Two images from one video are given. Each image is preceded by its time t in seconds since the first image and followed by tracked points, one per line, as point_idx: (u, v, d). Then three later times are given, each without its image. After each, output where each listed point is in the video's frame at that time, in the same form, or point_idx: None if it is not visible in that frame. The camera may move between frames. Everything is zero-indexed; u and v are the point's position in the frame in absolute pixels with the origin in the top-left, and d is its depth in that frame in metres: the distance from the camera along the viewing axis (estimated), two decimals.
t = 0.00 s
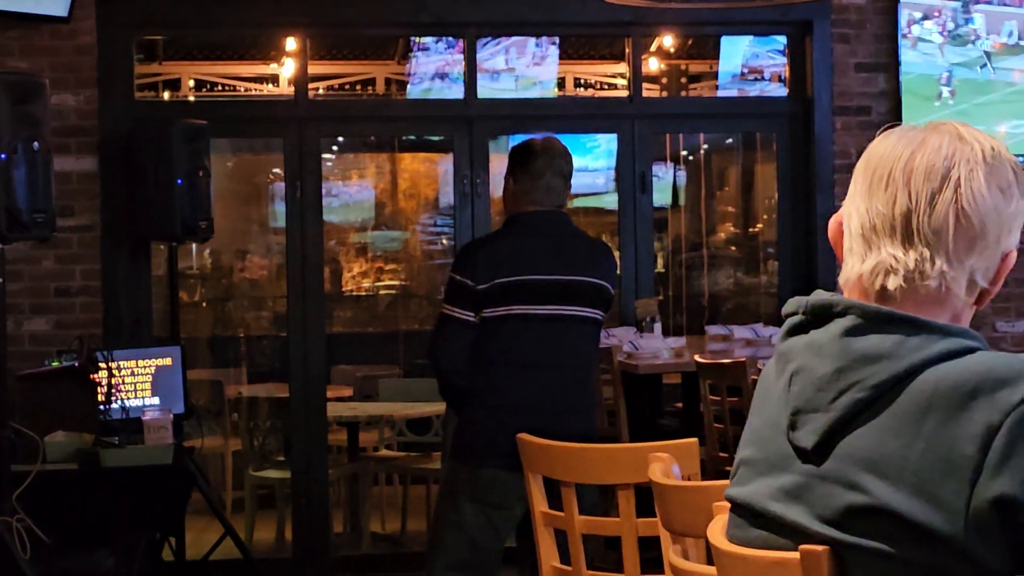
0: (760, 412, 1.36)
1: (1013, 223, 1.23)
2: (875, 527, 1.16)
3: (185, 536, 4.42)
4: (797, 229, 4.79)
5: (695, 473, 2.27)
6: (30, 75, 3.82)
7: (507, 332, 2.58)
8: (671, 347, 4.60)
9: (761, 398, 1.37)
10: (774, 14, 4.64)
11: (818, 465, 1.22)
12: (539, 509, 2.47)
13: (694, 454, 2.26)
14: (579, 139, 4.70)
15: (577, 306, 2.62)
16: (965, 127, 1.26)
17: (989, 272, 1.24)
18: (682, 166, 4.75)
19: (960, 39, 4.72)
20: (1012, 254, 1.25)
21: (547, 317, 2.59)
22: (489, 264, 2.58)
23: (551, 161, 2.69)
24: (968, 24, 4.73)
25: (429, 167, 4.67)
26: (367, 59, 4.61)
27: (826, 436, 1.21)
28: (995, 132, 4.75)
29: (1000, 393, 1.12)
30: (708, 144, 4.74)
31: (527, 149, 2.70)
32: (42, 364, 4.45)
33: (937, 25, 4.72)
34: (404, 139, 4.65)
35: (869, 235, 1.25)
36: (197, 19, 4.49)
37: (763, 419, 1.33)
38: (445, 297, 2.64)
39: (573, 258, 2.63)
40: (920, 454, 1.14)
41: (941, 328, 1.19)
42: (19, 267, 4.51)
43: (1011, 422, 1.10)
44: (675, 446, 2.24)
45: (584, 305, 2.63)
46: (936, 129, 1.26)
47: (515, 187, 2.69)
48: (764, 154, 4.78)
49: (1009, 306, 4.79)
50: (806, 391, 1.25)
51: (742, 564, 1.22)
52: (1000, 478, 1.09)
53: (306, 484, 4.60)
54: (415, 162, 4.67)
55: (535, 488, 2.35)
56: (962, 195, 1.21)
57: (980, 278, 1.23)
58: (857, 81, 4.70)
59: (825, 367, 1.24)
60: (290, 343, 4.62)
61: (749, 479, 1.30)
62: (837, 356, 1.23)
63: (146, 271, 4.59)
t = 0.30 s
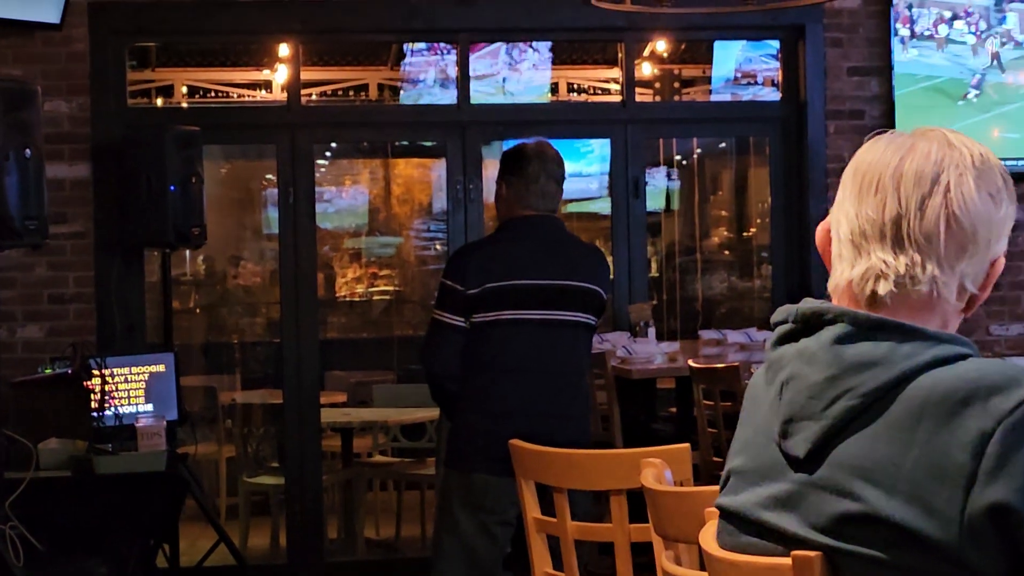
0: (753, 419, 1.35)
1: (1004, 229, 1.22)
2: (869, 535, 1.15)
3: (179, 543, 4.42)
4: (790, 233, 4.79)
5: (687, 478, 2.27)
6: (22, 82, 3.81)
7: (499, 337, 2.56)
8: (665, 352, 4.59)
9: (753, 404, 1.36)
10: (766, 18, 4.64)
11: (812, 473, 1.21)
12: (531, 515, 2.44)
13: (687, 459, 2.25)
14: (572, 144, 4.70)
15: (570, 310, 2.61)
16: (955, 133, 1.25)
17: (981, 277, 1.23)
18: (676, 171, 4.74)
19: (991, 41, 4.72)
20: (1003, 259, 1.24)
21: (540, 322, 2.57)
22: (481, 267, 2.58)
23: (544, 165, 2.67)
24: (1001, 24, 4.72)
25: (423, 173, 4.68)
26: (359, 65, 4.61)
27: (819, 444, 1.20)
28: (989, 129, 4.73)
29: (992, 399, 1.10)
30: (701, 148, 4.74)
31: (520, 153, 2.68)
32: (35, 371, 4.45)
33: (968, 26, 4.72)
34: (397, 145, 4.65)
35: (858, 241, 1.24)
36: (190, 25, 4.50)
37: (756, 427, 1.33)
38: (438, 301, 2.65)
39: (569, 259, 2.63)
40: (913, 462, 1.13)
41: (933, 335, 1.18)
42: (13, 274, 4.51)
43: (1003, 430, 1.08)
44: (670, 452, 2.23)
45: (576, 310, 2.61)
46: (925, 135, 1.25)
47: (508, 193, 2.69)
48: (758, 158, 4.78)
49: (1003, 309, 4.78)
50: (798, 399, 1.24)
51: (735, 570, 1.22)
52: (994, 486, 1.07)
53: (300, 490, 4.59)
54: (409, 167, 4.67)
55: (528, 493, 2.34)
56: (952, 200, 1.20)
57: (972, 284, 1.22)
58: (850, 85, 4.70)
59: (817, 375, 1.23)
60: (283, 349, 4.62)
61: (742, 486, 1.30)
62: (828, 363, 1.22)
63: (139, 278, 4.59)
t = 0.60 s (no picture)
0: (744, 422, 1.35)
1: (990, 226, 1.21)
2: (860, 536, 1.15)
3: (172, 551, 4.41)
4: (783, 238, 4.80)
5: (678, 482, 2.28)
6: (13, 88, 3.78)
7: (489, 342, 2.56)
8: (658, 357, 4.59)
9: (744, 408, 1.36)
10: (759, 23, 4.65)
11: (803, 475, 1.21)
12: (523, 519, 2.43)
13: (678, 464, 2.24)
14: (565, 150, 4.70)
15: (558, 314, 2.60)
16: (937, 133, 1.25)
17: (969, 276, 1.22)
18: (668, 176, 4.75)
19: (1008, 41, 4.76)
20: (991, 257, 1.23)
21: (528, 325, 2.57)
22: (467, 274, 2.56)
23: (530, 172, 2.64)
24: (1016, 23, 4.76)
25: (416, 179, 4.67)
26: (352, 71, 4.61)
27: (810, 445, 1.20)
28: (981, 133, 4.74)
29: (981, 400, 1.09)
30: (694, 154, 4.74)
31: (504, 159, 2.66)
32: (27, 379, 4.44)
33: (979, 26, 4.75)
34: (390, 151, 4.65)
35: (845, 244, 1.24)
36: (182, 32, 4.50)
37: (747, 430, 1.33)
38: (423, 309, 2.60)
39: (559, 262, 2.63)
40: (904, 463, 1.13)
41: (922, 336, 1.18)
42: (5, 282, 4.50)
43: (994, 430, 1.07)
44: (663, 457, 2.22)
45: (565, 313, 2.61)
46: (907, 136, 1.24)
47: (491, 198, 2.66)
48: (750, 163, 4.79)
49: (996, 314, 4.78)
50: (788, 401, 1.24)
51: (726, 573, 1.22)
52: (984, 487, 1.06)
53: (294, 497, 4.59)
54: (402, 173, 4.66)
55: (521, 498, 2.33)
56: (933, 199, 1.19)
57: (960, 283, 1.21)
58: (843, 90, 4.71)
59: (807, 377, 1.23)
60: (276, 356, 4.62)
61: (734, 489, 1.30)
62: (819, 365, 1.22)
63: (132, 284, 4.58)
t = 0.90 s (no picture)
0: (734, 434, 1.34)
1: (908, 216, 1.20)
2: (849, 544, 1.14)
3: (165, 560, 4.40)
4: (775, 246, 4.81)
5: (673, 491, 2.23)
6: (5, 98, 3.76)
7: (477, 349, 2.56)
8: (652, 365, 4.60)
9: (734, 420, 1.35)
10: (751, 32, 4.66)
11: (792, 485, 1.20)
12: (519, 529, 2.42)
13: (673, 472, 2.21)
14: (558, 159, 4.70)
15: (542, 319, 2.58)
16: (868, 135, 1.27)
17: (892, 268, 1.21)
18: (662, 185, 4.75)
19: (999, 42, 4.77)
20: (925, 248, 1.21)
21: (514, 331, 2.56)
22: (452, 284, 2.58)
23: (516, 183, 2.66)
24: (1008, 24, 4.77)
25: (409, 188, 4.68)
26: (345, 80, 4.62)
27: (796, 456, 1.19)
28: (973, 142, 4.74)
29: (966, 407, 1.08)
30: (687, 162, 4.74)
31: (490, 171, 2.67)
32: (20, 388, 4.43)
33: (962, 26, 4.76)
34: (383, 160, 4.65)
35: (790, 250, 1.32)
36: (175, 41, 4.50)
37: (736, 444, 1.32)
38: (410, 321, 2.62)
39: (545, 269, 2.61)
40: (890, 472, 1.12)
41: (905, 344, 1.18)
42: None
43: (979, 437, 1.06)
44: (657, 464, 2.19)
45: (549, 318, 2.58)
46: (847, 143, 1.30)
47: (477, 208, 2.66)
48: (743, 171, 4.80)
49: (989, 321, 4.79)
50: (774, 412, 1.23)
51: None
52: (971, 492, 1.05)
53: (288, 505, 4.59)
54: (395, 182, 4.67)
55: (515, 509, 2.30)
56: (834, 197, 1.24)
57: (879, 276, 1.22)
58: (835, 98, 4.72)
59: (792, 387, 1.22)
60: (270, 364, 4.62)
61: (724, 502, 1.29)
62: (804, 376, 1.21)
63: (125, 294, 4.58)
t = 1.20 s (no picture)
0: (727, 444, 1.28)
1: (881, 226, 1.13)
2: (842, 556, 1.08)
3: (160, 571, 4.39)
4: (770, 257, 4.82)
5: (667, 502, 2.21)
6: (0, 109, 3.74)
7: (465, 359, 2.54)
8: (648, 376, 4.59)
9: (727, 430, 1.29)
10: (747, 42, 4.66)
11: (786, 497, 1.14)
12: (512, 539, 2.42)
13: (666, 483, 2.18)
14: (554, 169, 4.70)
15: (529, 328, 2.58)
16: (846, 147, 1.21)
17: (870, 280, 1.14)
18: (657, 195, 4.75)
19: (987, 44, 4.77)
20: (903, 258, 1.13)
21: (502, 341, 2.55)
22: (437, 294, 2.55)
23: (509, 196, 2.65)
24: (996, 25, 4.77)
25: (405, 199, 4.68)
26: (341, 91, 4.62)
27: (790, 467, 1.13)
28: (967, 153, 4.74)
29: (960, 415, 1.02)
30: (683, 172, 4.75)
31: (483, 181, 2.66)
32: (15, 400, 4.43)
33: (949, 28, 4.74)
34: (376, 171, 4.66)
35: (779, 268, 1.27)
36: (171, 52, 4.51)
37: (730, 454, 1.26)
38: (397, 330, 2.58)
39: (537, 279, 2.60)
40: (883, 483, 1.05)
41: (899, 353, 1.11)
42: None
43: (971, 446, 0.99)
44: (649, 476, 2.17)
45: (536, 327, 2.58)
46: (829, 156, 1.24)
47: (467, 219, 2.65)
48: (738, 182, 4.80)
49: (984, 332, 4.79)
50: (767, 422, 1.16)
51: None
52: (962, 502, 0.99)
53: (284, 516, 4.59)
54: (391, 193, 4.67)
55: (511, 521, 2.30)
56: (808, 211, 1.19)
57: (857, 289, 1.15)
58: (830, 108, 4.73)
59: (785, 398, 1.15)
60: (265, 375, 4.62)
61: (716, 514, 1.22)
62: (797, 386, 1.14)
63: (120, 304, 4.58)
